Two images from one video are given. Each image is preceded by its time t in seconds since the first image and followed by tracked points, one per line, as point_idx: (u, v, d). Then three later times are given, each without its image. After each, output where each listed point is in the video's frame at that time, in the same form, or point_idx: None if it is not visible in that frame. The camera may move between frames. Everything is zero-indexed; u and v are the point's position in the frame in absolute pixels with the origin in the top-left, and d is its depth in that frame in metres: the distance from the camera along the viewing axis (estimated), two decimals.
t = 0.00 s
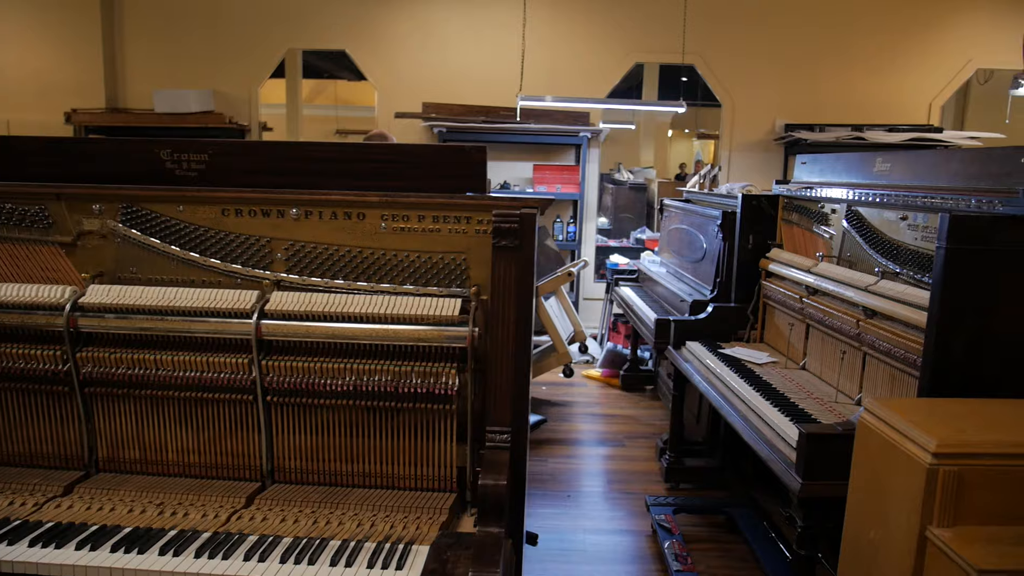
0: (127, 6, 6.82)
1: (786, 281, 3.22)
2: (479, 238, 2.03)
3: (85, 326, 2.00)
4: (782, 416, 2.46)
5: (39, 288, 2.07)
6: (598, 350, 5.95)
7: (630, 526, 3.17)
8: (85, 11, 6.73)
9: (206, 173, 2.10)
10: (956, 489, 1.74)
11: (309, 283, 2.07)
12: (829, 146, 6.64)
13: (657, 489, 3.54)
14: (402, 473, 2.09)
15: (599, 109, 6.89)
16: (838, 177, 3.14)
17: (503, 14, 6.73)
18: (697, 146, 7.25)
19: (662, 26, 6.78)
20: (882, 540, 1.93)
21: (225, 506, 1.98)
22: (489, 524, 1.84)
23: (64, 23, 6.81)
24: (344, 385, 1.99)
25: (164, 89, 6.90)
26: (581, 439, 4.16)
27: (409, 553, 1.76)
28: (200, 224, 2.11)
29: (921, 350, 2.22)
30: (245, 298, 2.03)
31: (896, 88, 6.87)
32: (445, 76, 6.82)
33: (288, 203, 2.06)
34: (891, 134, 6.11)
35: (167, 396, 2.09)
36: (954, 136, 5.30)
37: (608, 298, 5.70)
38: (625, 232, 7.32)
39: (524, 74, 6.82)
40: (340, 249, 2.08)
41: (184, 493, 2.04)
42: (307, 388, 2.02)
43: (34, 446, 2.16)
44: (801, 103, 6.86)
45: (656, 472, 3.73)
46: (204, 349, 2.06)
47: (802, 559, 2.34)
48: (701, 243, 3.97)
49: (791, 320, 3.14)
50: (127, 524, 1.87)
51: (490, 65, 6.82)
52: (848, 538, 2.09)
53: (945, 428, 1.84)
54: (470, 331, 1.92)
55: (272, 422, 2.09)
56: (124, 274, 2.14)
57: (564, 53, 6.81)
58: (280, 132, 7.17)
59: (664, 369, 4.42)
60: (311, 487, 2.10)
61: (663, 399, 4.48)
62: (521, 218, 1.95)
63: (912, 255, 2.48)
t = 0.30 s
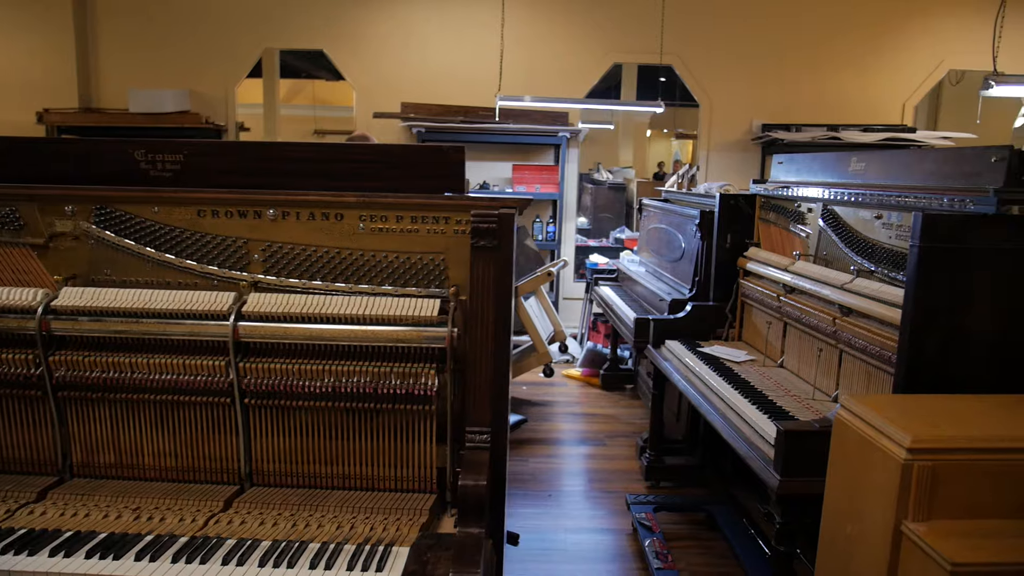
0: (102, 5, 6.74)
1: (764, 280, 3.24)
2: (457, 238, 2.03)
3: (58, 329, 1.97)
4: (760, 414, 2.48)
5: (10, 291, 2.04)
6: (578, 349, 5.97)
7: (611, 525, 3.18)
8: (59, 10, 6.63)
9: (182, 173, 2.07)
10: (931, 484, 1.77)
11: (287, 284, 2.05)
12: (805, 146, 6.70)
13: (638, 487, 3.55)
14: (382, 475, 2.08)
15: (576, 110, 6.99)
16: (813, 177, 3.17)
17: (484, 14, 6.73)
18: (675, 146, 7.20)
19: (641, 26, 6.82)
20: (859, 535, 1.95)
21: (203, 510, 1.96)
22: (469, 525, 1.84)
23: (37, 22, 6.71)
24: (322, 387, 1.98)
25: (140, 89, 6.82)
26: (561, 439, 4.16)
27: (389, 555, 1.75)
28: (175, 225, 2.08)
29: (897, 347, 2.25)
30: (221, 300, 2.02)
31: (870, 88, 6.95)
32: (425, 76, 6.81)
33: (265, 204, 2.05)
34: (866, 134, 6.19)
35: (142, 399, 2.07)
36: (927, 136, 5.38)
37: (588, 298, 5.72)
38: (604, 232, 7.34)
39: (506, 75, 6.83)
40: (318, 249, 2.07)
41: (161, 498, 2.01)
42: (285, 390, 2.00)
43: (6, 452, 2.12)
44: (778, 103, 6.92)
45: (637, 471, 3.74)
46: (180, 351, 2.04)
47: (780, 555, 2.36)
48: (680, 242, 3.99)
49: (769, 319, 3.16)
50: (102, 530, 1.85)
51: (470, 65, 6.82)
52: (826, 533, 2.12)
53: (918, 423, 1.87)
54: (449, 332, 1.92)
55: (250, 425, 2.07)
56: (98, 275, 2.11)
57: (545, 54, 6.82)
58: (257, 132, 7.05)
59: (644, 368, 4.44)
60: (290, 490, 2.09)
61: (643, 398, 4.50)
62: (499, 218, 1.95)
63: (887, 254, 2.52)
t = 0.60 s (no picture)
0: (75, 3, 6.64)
1: (742, 279, 3.28)
2: (436, 238, 2.03)
3: (30, 332, 1.94)
4: (739, 412, 2.50)
5: None
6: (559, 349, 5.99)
7: (592, 524, 3.19)
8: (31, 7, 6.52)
9: (157, 174, 2.05)
10: (906, 480, 1.79)
11: (264, 286, 2.04)
12: (782, 146, 6.77)
13: (618, 486, 3.57)
14: (361, 476, 2.07)
15: (554, 110, 7.00)
16: (790, 177, 3.22)
17: (464, 13, 6.73)
18: (654, 146, 7.33)
19: (621, 26, 6.85)
20: (836, 531, 1.97)
21: (180, 514, 1.93)
22: (450, 525, 1.84)
23: (9, 19, 6.59)
24: (301, 388, 1.97)
25: (115, 88, 6.73)
26: (542, 439, 4.17)
27: (369, 557, 1.73)
28: (151, 226, 2.06)
29: (873, 345, 2.28)
30: (197, 302, 1.99)
31: (845, 88, 7.03)
32: (406, 75, 6.79)
33: (242, 204, 2.03)
34: (841, 134, 6.27)
35: (117, 403, 2.04)
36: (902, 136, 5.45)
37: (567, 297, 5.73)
38: (583, 232, 7.34)
39: (487, 75, 6.83)
40: (295, 250, 2.06)
41: (137, 503, 1.99)
42: (263, 392, 1.99)
43: None
44: (755, 103, 6.98)
45: (617, 470, 3.76)
46: (156, 354, 2.02)
47: (759, 551, 2.38)
48: (659, 242, 4.02)
49: (747, 317, 3.19)
50: (76, 536, 1.81)
51: (451, 64, 6.80)
52: (804, 530, 2.14)
53: (894, 420, 1.89)
54: (429, 332, 1.91)
55: (228, 428, 2.06)
56: (71, 277, 2.08)
57: (526, 54, 6.83)
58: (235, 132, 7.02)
59: (624, 366, 4.46)
60: (268, 492, 2.07)
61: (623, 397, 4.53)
62: (478, 218, 1.95)
63: (863, 253, 2.54)
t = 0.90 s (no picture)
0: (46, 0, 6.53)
1: (718, 278, 3.31)
2: (413, 239, 2.03)
3: None
4: (716, 410, 2.52)
5: None
6: (537, 348, 6.01)
7: (571, 523, 3.20)
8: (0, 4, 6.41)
9: (128, 175, 2.02)
10: (880, 475, 1.81)
11: (239, 287, 2.02)
12: (756, 146, 6.83)
13: (597, 484, 3.58)
14: (339, 478, 2.06)
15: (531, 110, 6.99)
16: (764, 176, 3.25)
17: (443, 13, 6.72)
18: (630, 146, 7.30)
19: (598, 27, 6.88)
20: (812, 526, 1.99)
21: (154, 519, 1.91)
22: (428, 526, 1.83)
23: None
24: (277, 391, 1.95)
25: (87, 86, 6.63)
26: (521, 438, 4.17)
27: (346, 559, 1.72)
28: (123, 228, 2.03)
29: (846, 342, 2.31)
30: (171, 303, 1.97)
31: (818, 89, 7.12)
32: (384, 75, 6.77)
33: (215, 205, 2.01)
34: (815, 134, 6.35)
35: (89, 407, 2.01)
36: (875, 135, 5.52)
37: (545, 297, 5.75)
38: (560, 232, 7.30)
39: (466, 75, 6.83)
40: (270, 251, 2.04)
41: (110, 509, 1.95)
42: (238, 395, 1.97)
43: None
44: (730, 104, 7.04)
45: (596, 468, 3.77)
46: (129, 357, 1.99)
47: (736, 547, 2.40)
48: (636, 241, 4.04)
49: (723, 315, 3.22)
50: (47, 542, 1.78)
51: (430, 64, 6.79)
52: (780, 526, 2.16)
53: (867, 416, 1.92)
54: (405, 333, 1.90)
55: (203, 431, 2.03)
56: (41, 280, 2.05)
57: (504, 54, 6.84)
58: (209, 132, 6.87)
59: (602, 366, 4.48)
60: (244, 496, 2.05)
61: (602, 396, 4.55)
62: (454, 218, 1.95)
63: (836, 251, 2.57)
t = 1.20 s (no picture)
0: None
1: (694, 276, 3.33)
2: (389, 239, 2.02)
3: None
4: (693, 408, 2.54)
5: None
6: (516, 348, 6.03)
7: (551, 522, 3.20)
8: None
9: (99, 176, 2.00)
10: (854, 470, 1.83)
11: (213, 289, 2.00)
12: (732, 146, 6.89)
13: (576, 484, 3.59)
14: (316, 480, 2.04)
15: (508, 109, 6.98)
16: (739, 176, 3.27)
17: (422, 13, 6.70)
18: (608, 146, 7.43)
19: (575, 27, 6.90)
20: (788, 521, 2.01)
21: (128, 524, 1.88)
22: (407, 528, 1.83)
23: None
24: (253, 393, 1.93)
25: (58, 85, 6.52)
26: (500, 438, 4.17)
27: (324, 562, 1.71)
28: (93, 229, 2.00)
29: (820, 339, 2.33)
30: (144, 306, 1.95)
31: (791, 89, 7.20)
32: (363, 75, 6.73)
33: (189, 206, 1.98)
34: (790, 134, 6.43)
35: (60, 412, 1.98)
36: (849, 134, 5.60)
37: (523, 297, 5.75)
38: (539, 232, 7.33)
39: (445, 75, 6.81)
40: (245, 253, 2.02)
41: (82, 514, 1.92)
42: (214, 398, 1.95)
43: None
44: (705, 104, 7.10)
45: (574, 468, 3.78)
46: (101, 360, 1.96)
47: (714, 544, 2.41)
48: (613, 241, 4.06)
49: (700, 314, 3.25)
50: (17, 550, 1.75)
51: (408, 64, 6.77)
52: (757, 522, 2.18)
53: (841, 412, 1.94)
54: (382, 333, 1.90)
55: (178, 435, 2.01)
56: (9, 283, 2.01)
57: (483, 54, 6.84)
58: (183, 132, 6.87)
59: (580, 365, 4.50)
60: (220, 499, 2.03)
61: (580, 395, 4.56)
62: (431, 218, 1.95)
63: (810, 249, 2.60)
